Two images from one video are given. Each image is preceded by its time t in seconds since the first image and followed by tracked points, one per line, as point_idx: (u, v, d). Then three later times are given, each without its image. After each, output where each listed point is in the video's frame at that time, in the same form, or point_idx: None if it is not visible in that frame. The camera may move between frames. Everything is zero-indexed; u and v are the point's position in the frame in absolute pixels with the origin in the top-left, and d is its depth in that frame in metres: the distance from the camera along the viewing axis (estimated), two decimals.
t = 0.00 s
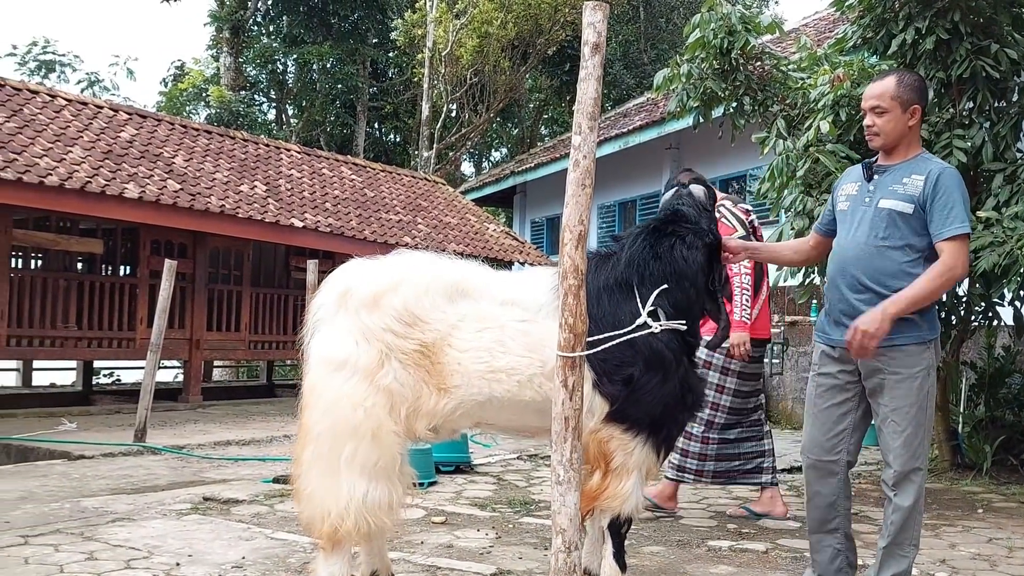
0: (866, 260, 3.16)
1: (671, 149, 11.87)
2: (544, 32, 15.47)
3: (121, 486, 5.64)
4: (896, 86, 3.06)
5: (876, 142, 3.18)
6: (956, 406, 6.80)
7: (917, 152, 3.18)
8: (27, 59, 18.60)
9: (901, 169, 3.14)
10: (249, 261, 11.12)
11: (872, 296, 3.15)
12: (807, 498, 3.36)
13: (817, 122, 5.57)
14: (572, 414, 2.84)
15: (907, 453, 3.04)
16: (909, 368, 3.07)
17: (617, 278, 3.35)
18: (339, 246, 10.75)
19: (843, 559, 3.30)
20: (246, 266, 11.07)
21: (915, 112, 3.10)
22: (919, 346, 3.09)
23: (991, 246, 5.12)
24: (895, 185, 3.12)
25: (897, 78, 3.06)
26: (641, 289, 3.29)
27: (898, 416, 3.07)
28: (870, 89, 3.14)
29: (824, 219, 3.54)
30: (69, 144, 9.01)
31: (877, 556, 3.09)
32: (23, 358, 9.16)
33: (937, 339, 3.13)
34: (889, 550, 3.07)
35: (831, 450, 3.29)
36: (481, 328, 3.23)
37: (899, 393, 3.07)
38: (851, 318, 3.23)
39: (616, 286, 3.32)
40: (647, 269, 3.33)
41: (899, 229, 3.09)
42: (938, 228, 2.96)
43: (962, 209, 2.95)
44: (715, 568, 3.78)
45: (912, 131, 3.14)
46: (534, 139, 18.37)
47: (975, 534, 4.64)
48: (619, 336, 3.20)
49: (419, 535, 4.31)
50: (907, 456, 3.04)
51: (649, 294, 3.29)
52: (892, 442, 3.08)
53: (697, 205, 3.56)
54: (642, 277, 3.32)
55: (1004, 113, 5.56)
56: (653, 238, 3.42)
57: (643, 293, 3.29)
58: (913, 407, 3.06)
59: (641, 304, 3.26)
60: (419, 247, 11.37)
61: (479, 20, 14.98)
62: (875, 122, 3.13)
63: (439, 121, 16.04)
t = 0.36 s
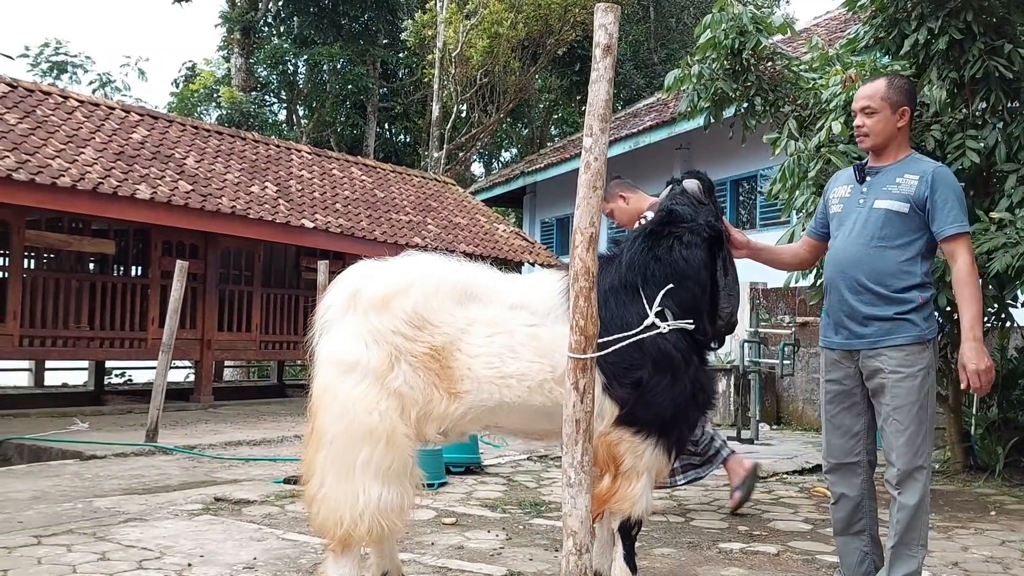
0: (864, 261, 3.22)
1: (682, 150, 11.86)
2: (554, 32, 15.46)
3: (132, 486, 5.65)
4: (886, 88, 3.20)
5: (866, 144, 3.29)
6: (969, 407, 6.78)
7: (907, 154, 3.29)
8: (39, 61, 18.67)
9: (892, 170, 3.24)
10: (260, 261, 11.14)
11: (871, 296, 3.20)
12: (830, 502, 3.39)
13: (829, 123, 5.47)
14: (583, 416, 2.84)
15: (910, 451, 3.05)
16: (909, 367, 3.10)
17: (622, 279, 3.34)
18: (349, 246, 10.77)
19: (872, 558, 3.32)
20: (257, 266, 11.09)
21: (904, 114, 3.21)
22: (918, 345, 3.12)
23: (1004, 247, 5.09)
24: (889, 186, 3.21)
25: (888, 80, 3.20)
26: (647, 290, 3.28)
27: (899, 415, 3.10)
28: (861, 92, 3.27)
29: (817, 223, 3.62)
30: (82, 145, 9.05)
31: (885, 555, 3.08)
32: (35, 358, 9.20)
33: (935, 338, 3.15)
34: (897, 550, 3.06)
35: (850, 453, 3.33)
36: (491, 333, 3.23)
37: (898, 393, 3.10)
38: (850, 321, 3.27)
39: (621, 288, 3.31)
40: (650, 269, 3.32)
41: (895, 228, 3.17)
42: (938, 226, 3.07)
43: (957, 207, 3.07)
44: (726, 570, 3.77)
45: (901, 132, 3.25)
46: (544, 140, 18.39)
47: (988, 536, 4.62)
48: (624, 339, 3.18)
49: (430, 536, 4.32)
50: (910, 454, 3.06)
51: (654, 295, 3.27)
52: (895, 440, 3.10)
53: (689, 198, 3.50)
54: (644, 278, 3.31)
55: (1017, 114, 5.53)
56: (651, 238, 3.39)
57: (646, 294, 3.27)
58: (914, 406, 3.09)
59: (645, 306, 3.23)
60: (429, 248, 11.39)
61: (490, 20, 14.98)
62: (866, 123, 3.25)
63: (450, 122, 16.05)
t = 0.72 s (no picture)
0: (866, 263, 3.22)
1: (689, 149, 11.85)
2: (561, 32, 15.46)
3: (141, 487, 5.67)
4: (870, 92, 3.23)
5: (857, 148, 3.30)
6: (977, 407, 6.76)
7: (898, 156, 3.30)
8: (48, 62, 18.75)
9: (887, 171, 3.24)
10: (268, 262, 11.16)
11: (876, 297, 3.19)
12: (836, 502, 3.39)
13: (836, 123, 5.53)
14: (590, 417, 2.84)
15: (915, 449, 3.05)
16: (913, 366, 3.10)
17: (620, 287, 3.30)
18: (356, 247, 10.78)
19: (879, 557, 3.32)
20: (265, 267, 11.10)
21: (891, 116, 3.24)
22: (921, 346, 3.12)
23: (1012, 247, 5.10)
24: (886, 187, 3.22)
25: (871, 85, 3.23)
26: (649, 292, 3.27)
27: (905, 413, 3.09)
28: (846, 98, 3.29)
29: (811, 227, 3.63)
30: (90, 146, 9.08)
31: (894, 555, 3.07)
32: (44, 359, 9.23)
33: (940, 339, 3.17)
34: (905, 548, 3.06)
35: (854, 451, 3.34)
36: (499, 335, 3.23)
37: (903, 392, 3.09)
38: (853, 322, 3.26)
39: (623, 291, 3.29)
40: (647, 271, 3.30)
41: (894, 229, 3.17)
42: (936, 225, 3.08)
43: (953, 206, 3.08)
44: (733, 571, 3.76)
45: (889, 135, 3.27)
46: (551, 140, 18.38)
47: (996, 537, 4.60)
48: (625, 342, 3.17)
49: (437, 536, 4.32)
50: (915, 452, 3.05)
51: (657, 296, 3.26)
52: (900, 439, 3.09)
53: (683, 195, 3.46)
54: (642, 280, 3.29)
55: None
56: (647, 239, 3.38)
57: (646, 296, 3.27)
58: (919, 405, 3.08)
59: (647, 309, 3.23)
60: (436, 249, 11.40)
61: (496, 21, 14.99)
62: (854, 127, 3.26)
63: (457, 122, 16.05)
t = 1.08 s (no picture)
0: (859, 264, 3.22)
1: (694, 150, 11.84)
2: (567, 32, 15.46)
3: (146, 487, 5.69)
4: (855, 99, 3.23)
5: (848, 153, 3.31)
6: (983, 408, 6.75)
7: (889, 159, 3.30)
8: (54, 62, 18.80)
9: (879, 175, 3.26)
10: (273, 262, 11.17)
11: (872, 297, 3.19)
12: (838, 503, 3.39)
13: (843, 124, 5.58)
14: (594, 419, 2.85)
15: (911, 449, 3.05)
16: (909, 367, 3.09)
17: (627, 290, 3.33)
18: (361, 247, 10.79)
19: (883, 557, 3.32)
20: (271, 267, 11.12)
21: (878, 120, 3.24)
22: (918, 347, 3.11)
23: (1018, 248, 5.08)
24: (878, 190, 3.23)
25: (856, 92, 3.24)
26: (654, 295, 3.29)
27: (900, 413, 3.09)
28: (834, 107, 3.31)
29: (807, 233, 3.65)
30: (95, 146, 9.10)
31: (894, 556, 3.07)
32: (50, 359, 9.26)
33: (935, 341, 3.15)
34: (905, 549, 3.05)
35: (853, 452, 3.34)
36: (503, 335, 3.23)
37: (899, 392, 3.09)
38: (848, 323, 3.26)
39: (634, 294, 3.31)
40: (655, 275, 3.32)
41: (887, 231, 3.17)
42: (927, 225, 3.08)
43: (944, 205, 3.08)
44: (737, 573, 3.76)
45: (879, 138, 3.27)
46: (557, 140, 18.37)
47: (1001, 539, 4.59)
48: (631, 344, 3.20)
49: (441, 537, 4.32)
50: (910, 452, 3.05)
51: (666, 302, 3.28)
52: (896, 439, 3.09)
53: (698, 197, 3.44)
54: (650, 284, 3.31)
55: None
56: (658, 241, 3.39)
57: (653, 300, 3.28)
58: (915, 405, 3.08)
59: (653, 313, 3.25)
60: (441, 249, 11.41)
61: (502, 20, 14.99)
62: (843, 134, 3.27)
63: (462, 123, 16.07)
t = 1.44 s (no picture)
0: (859, 263, 3.21)
1: (697, 149, 11.84)
2: (570, 31, 15.45)
3: (150, 485, 5.69)
4: (854, 99, 3.24)
5: (845, 154, 3.31)
6: (987, 407, 6.74)
7: (888, 160, 3.30)
8: (58, 62, 18.81)
9: (878, 175, 3.25)
10: (276, 261, 11.18)
11: (872, 295, 3.18)
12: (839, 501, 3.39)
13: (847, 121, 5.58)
14: (598, 417, 2.86)
15: (911, 446, 3.04)
16: (909, 365, 3.09)
17: (629, 285, 3.33)
18: (365, 247, 10.80)
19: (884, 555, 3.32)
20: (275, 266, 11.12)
21: (877, 120, 3.24)
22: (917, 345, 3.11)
23: None
24: (878, 190, 3.22)
25: (855, 93, 3.25)
26: (653, 291, 3.28)
27: (900, 410, 3.09)
28: (833, 106, 3.31)
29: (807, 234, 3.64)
30: (99, 145, 9.11)
31: (896, 553, 3.07)
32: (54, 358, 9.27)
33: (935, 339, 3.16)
34: (907, 546, 3.04)
35: (854, 450, 3.34)
36: (505, 331, 3.23)
37: (899, 389, 3.09)
38: (848, 322, 3.25)
39: (634, 291, 3.31)
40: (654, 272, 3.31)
41: (887, 229, 3.17)
42: (928, 223, 3.09)
43: (944, 205, 3.08)
44: (742, 571, 3.76)
45: (877, 139, 3.27)
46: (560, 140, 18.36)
47: (1006, 537, 4.59)
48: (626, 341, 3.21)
49: (445, 536, 4.32)
50: (911, 450, 3.05)
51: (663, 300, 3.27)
52: (896, 436, 3.09)
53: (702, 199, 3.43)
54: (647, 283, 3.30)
55: None
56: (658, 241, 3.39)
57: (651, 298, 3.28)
58: (915, 402, 3.08)
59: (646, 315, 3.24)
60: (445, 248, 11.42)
61: (505, 20, 15.03)
62: (842, 134, 3.27)
63: (465, 122, 16.07)
